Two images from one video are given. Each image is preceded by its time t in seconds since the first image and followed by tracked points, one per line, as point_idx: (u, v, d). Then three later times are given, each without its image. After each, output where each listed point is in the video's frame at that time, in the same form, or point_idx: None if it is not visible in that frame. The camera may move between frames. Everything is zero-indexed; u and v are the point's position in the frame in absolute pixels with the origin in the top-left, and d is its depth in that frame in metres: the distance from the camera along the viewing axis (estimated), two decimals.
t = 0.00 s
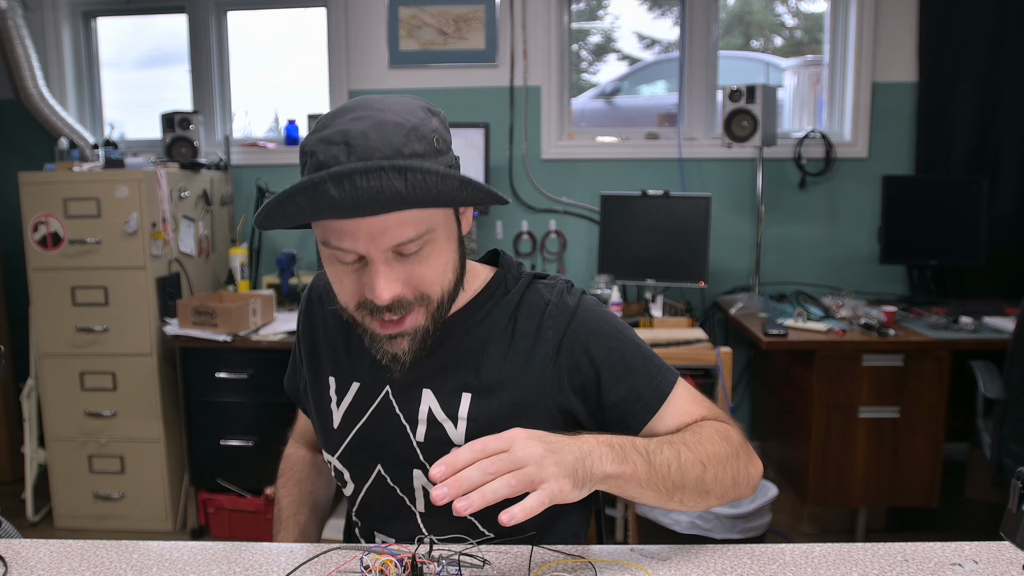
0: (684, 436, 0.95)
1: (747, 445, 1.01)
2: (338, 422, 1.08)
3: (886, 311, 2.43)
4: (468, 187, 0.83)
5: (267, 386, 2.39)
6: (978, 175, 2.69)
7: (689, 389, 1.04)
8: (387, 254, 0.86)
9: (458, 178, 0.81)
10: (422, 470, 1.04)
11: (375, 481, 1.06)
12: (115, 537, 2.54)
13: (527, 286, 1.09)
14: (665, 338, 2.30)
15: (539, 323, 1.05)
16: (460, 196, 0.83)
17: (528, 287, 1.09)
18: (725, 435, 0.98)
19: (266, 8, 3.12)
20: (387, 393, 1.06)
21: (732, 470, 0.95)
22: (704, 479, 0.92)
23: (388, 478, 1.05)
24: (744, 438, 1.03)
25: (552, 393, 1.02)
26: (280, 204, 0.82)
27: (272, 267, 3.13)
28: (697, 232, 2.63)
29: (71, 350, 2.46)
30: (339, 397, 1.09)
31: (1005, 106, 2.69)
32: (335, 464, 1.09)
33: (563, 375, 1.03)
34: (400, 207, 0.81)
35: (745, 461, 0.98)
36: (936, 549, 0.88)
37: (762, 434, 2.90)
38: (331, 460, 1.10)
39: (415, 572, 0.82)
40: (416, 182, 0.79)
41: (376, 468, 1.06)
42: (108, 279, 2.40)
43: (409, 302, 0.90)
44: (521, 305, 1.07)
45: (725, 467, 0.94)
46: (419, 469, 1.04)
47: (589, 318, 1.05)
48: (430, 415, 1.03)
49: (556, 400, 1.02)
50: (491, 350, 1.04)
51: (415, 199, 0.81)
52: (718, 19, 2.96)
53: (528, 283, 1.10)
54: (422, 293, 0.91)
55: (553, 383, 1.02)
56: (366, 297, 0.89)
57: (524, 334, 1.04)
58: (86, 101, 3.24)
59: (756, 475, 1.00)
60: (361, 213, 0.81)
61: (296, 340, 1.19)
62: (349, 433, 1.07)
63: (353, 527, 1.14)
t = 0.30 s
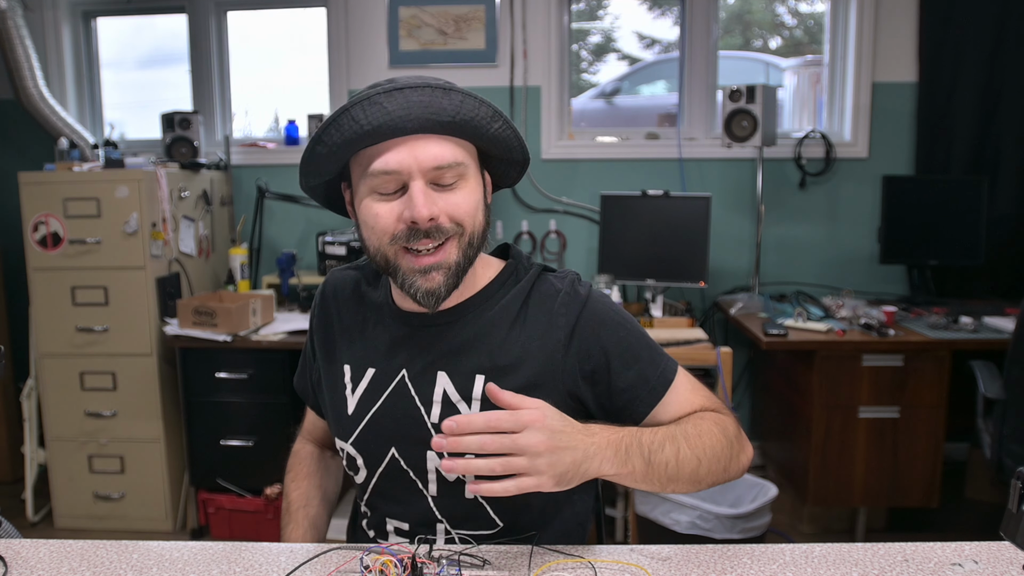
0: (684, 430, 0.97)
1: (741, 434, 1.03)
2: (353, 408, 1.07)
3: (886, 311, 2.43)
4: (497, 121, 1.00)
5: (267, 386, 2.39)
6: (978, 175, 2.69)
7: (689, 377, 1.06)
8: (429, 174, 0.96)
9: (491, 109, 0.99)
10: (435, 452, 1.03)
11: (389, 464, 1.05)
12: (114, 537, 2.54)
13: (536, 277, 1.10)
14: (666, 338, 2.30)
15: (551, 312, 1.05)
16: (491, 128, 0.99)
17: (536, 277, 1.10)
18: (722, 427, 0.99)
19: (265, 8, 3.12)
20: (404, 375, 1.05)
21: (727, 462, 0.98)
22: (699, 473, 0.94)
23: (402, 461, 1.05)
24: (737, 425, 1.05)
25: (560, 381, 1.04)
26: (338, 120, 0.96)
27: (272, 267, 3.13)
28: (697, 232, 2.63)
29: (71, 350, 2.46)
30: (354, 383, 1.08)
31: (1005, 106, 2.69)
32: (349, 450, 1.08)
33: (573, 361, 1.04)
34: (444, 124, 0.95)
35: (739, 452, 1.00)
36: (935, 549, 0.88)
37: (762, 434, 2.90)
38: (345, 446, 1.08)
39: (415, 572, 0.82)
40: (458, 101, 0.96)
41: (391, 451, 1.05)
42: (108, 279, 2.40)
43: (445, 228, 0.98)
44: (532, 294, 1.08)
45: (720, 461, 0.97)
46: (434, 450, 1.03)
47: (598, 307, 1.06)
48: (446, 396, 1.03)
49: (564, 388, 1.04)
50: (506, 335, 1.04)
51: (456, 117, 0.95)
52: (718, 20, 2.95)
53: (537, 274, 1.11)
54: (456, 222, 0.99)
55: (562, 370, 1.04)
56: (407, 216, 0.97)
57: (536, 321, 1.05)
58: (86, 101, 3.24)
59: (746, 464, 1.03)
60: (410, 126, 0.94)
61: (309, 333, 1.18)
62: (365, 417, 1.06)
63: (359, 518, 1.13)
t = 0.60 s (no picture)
0: (653, 504, 0.92)
1: (745, 513, 0.88)
2: (389, 384, 1.09)
3: (886, 311, 2.42)
4: (597, 129, 1.06)
5: (266, 386, 2.39)
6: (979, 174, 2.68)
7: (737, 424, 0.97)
8: (528, 158, 1.01)
9: (594, 119, 1.06)
10: (463, 440, 1.02)
11: (418, 442, 1.06)
12: (113, 537, 2.53)
13: (588, 289, 1.10)
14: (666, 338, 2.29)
15: (591, 323, 1.04)
16: (588, 135, 1.06)
17: (584, 290, 1.09)
18: (699, 504, 0.89)
19: (265, 8, 3.11)
20: (444, 361, 1.06)
21: (696, 547, 0.87)
22: (654, 550, 0.88)
23: (429, 443, 1.05)
24: (755, 500, 0.89)
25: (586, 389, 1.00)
26: (458, 92, 1.02)
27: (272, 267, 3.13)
28: (697, 232, 2.63)
29: (71, 350, 2.45)
30: (394, 360, 1.10)
31: (1005, 106, 2.68)
32: (379, 424, 1.09)
33: (604, 376, 1.00)
34: (551, 118, 1.01)
35: (723, 534, 0.87)
36: (936, 549, 0.87)
37: (763, 434, 2.90)
38: (375, 419, 1.10)
39: (414, 572, 0.82)
40: (567, 101, 1.02)
41: (421, 431, 1.05)
42: (108, 278, 2.39)
43: (529, 212, 1.02)
44: (578, 305, 1.07)
45: (683, 544, 0.87)
46: (461, 438, 1.02)
47: (640, 329, 1.02)
48: (481, 389, 1.02)
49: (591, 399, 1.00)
50: (543, 331, 1.04)
51: (563, 114, 1.01)
52: (718, 20, 2.95)
53: (589, 287, 1.10)
54: (539, 210, 1.02)
55: (590, 381, 1.00)
56: (496, 192, 1.01)
57: (578, 330, 1.03)
58: (85, 101, 3.23)
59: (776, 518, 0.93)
60: (522, 113, 1.00)
61: (361, 310, 1.24)
62: (398, 397, 1.07)
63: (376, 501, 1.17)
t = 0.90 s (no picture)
0: (653, 504, 0.92)
1: (745, 514, 0.88)
2: (382, 395, 1.08)
3: (886, 311, 2.42)
4: (575, 127, 1.06)
5: (266, 386, 2.39)
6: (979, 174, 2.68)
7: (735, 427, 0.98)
8: (506, 160, 1.01)
9: (571, 116, 1.06)
10: (456, 449, 1.02)
11: (412, 452, 1.06)
12: (113, 537, 2.53)
13: (578, 293, 1.10)
14: (666, 338, 2.29)
15: (582, 330, 1.04)
16: (568, 132, 1.06)
17: (574, 294, 1.10)
18: (699, 505, 0.89)
19: (265, 8, 3.11)
20: (437, 370, 1.06)
21: (696, 547, 0.87)
22: (655, 550, 0.88)
23: (423, 453, 1.05)
24: (754, 502, 0.89)
25: (579, 397, 1.00)
26: (433, 97, 1.03)
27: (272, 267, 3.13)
28: (697, 232, 2.63)
29: (71, 350, 2.45)
30: (387, 370, 1.10)
31: (1005, 106, 2.68)
32: (374, 434, 1.10)
33: (597, 385, 1.00)
34: (527, 118, 1.01)
35: (724, 534, 0.87)
36: (936, 549, 0.87)
37: (763, 434, 2.90)
38: (370, 430, 1.10)
39: (414, 572, 0.82)
40: (543, 100, 1.02)
41: (414, 441, 1.05)
42: (107, 278, 2.39)
43: (511, 214, 1.02)
44: (568, 311, 1.07)
45: (684, 543, 0.87)
46: (454, 448, 1.02)
47: (630, 334, 1.02)
48: (473, 400, 1.02)
49: (585, 408, 1.00)
50: (534, 340, 1.04)
51: (538, 113, 1.02)
52: (718, 19, 2.95)
53: (579, 291, 1.11)
54: (522, 211, 1.03)
55: (583, 390, 1.00)
56: (477, 194, 1.01)
57: (569, 338, 1.03)
58: (85, 101, 3.23)
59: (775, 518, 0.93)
60: (496, 114, 1.00)
61: (351, 319, 1.23)
62: (391, 406, 1.07)
63: (373, 505, 1.17)
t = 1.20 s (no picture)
0: (652, 504, 0.93)
1: (744, 512, 0.88)
2: (377, 393, 1.09)
3: (886, 311, 2.42)
4: (560, 123, 1.06)
5: (266, 386, 2.38)
6: (978, 175, 2.68)
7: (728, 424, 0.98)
8: (491, 160, 1.02)
9: (555, 113, 1.05)
10: (448, 449, 1.02)
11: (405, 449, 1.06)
12: (113, 537, 2.53)
13: (572, 294, 1.10)
14: (666, 338, 2.29)
15: (577, 332, 1.03)
16: (552, 127, 1.05)
17: (567, 295, 1.10)
18: (699, 503, 0.89)
19: (265, 8, 3.11)
20: (430, 369, 1.06)
21: (697, 545, 0.87)
22: (655, 549, 0.88)
23: (416, 452, 1.05)
24: (753, 500, 0.90)
25: (575, 398, 1.00)
26: (416, 101, 1.03)
27: (271, 267, 3.13)
28: (697, 232, 2.63)
29: (70, 350, 2.45)
30: (381, 369, 1.10)
31: (1005, 106, 2.68)
32: (368, 433, 1.10)
33: (592, 387, 0.99)
34: (510, 117, 1.01)
35: (724, 532, 0.87)
36: (936, 549, 0.87)
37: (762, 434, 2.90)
38: (364, 429, 1.10)
39: (414, 572, 0.82)
40: (526, 98, 1.02)
41: (407, 440, 1.05)
42: (107, 278, 2.39)
43: (499, 214, 1.03)
44: (562, 312, 1.07)
45: (684, 541, 0.87)
46: (445, 447, 1.02)
47: (624, 336, 1.02)
48: (464, 398, 1.02)
49: (579, 408, 1.00)
50: (530, 340, 1.04)
51: (520, 111, 1.01)
52: (718, 20, 2.95)
53: (573, 291, 1.11)
54: (510, 211, 1.04)
55: (579, 391, 1.00)
56: (463, 195, 1.02)
57: (563, 339, 1.03)
58: (85, 101, 3.23)
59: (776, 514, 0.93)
60: (479, 115, 1.01)
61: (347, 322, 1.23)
62: (385, 405, 1.07)
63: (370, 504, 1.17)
